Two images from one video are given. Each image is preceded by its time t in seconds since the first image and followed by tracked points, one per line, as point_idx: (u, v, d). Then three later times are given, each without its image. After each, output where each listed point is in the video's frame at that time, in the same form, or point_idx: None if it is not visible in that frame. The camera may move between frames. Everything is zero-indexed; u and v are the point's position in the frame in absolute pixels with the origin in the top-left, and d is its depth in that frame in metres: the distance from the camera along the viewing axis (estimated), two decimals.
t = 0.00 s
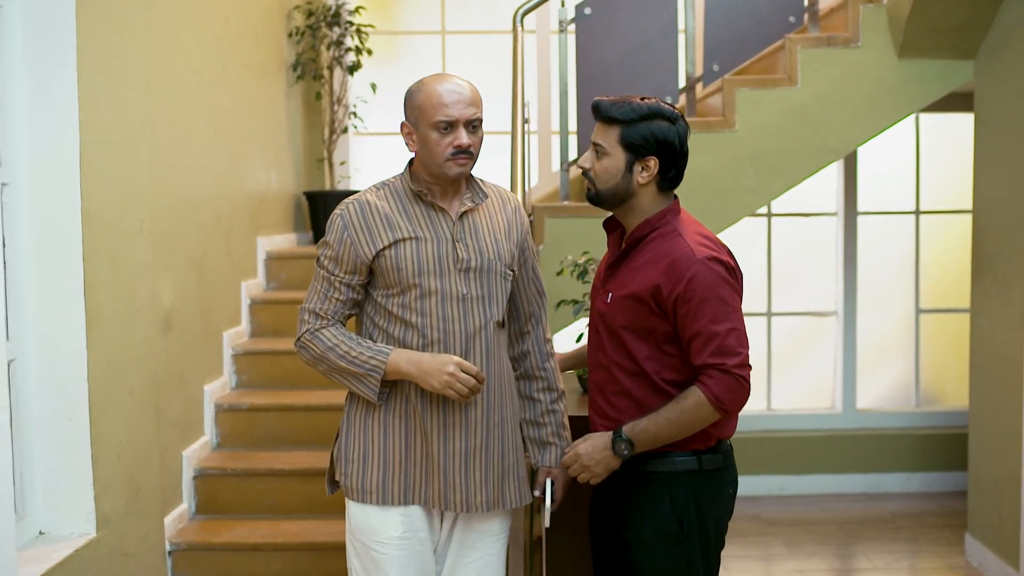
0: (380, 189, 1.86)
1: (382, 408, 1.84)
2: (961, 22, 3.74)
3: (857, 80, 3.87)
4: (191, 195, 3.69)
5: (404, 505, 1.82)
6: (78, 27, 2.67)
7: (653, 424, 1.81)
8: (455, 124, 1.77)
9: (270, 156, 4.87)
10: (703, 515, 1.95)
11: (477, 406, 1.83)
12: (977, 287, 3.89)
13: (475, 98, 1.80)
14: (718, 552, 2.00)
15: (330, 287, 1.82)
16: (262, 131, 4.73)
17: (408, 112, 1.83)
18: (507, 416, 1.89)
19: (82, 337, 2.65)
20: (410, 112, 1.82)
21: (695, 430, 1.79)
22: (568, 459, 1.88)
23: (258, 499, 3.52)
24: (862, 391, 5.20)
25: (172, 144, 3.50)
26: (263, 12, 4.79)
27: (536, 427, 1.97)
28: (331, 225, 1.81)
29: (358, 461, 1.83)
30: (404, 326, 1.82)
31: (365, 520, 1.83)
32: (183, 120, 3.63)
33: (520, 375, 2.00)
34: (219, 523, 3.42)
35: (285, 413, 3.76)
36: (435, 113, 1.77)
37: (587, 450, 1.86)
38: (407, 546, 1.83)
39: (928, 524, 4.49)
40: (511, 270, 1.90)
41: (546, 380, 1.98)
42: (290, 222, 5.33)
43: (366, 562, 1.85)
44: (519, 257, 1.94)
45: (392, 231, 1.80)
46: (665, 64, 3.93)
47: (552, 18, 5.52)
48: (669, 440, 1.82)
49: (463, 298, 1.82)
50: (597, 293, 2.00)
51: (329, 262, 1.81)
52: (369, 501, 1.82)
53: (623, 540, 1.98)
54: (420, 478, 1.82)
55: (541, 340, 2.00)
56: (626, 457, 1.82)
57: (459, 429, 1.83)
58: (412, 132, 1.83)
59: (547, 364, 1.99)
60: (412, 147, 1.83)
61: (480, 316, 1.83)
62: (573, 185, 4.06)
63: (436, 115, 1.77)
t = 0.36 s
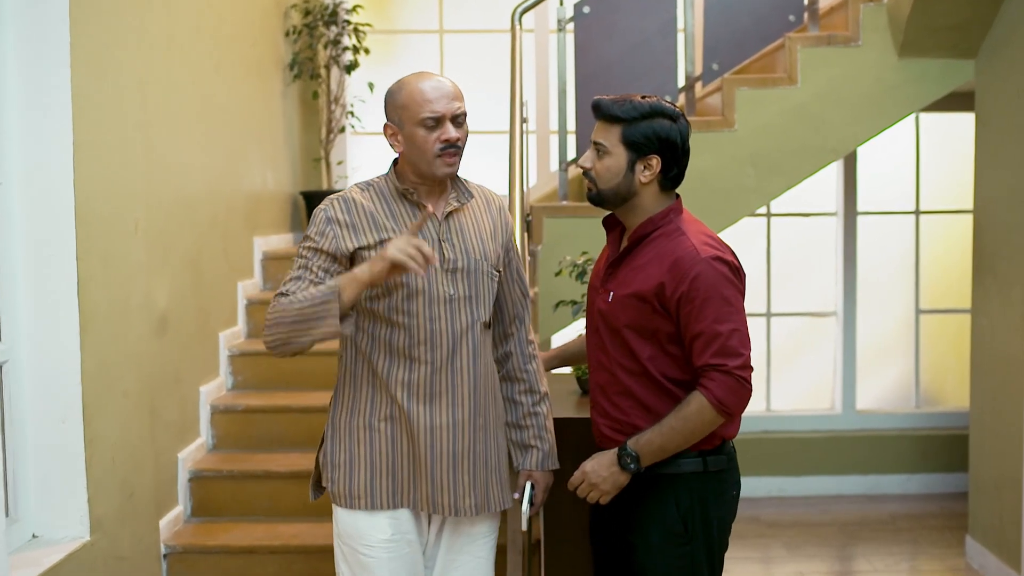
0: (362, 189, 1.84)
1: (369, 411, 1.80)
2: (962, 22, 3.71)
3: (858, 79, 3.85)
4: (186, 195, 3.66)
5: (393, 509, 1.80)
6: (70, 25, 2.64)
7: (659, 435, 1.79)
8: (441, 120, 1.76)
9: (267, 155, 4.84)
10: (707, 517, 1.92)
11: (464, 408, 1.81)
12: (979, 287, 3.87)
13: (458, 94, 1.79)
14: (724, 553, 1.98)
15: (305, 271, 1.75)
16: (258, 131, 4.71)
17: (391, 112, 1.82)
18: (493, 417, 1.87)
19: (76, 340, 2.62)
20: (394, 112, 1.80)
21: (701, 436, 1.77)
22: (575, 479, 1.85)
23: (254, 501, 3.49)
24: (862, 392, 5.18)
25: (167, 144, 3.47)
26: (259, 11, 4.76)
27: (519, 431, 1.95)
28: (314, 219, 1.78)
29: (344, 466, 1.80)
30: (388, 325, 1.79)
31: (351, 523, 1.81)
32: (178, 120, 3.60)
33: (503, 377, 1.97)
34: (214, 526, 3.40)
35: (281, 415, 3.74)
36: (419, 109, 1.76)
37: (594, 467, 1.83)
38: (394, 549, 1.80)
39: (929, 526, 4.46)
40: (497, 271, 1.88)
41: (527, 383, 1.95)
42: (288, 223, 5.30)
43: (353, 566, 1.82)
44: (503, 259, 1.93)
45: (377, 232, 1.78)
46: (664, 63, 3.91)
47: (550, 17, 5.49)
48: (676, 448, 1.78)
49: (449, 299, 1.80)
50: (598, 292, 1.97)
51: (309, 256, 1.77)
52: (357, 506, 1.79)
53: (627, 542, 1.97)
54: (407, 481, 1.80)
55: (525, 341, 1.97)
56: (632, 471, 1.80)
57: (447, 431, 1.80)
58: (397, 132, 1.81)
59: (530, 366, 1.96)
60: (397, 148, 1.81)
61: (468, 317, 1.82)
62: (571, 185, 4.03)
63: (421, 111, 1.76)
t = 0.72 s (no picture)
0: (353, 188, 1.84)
1: (359, 414, 1.77)
2: (963, 21, 3.69)
3: (858, 79, 3.82)
4: (182, 194, 3.63)
5: (385, 512, 1.77)
6: (64, 23, 2.62)
7: (663, 443, 1.76)
8: (436, 120, 1.74)
9: (263, 154, 4.81)
10: (706, 521, 1.90)
11: (458, 409, 1.79)
12: (979, 288, 3.84)
13: (452, 93, 1.78)
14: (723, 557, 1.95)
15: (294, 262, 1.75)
16: (255, 130, 4.68)
17: (383, 111, 1.79)
18: (486, 421, 1.84)
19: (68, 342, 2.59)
20: (387, 111, 1.78)
21: (704, 441, 1.74)
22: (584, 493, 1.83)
23: (250, 503, 3.46)
24: (861, 393, 5.16)
25: (162, 143, 3.44)
26: (256, 10, 4.73)
27: (516, 436, 1.93)
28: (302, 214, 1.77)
29: (335, 470, 1.77)
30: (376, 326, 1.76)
31: (344, 524, 1.78)
32: (173, 119, 3.57)
33: (498, 381, 1.95)
34: (210, 528, 3.37)
35: (278, 417, 3.71)
36: (411, 109, 1.74)
37: (602, 480, 1.80)
38: (387, 552, 1.78)
39: (929, 527, 4.44)
40: (491, 272, 1.86)
41: (522, 387, 1.92)
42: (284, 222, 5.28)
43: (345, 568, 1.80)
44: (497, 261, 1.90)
45: (369, 231, 1.77)
46: (663, 62, 3.88)
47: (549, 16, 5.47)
48: (682, 457, 1.76)
49: (441, 299, 1.78)
50: (597, 293, 1.95)
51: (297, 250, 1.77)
52: (349, 511, 1.76)
53: (627, 546, 1.95)
54: (399, 485, 1.77)
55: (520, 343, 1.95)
56: (639, 482, 1.77)
57: (439, 434, 1.78)
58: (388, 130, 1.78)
59: (524, 370, 1.93)
60: (389, 147, 1.78)
61: (459, 317, 1.79)
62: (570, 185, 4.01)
63: (413, 111, 1.74)
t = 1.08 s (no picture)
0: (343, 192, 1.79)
1: (356, 422, 1.74)
2: (964, 21, 3.67)
3: (859, 78, 3.80)
4: (178, 194, 3.61)
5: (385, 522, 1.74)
6: (58, 22, 2.59)
7: (663, 450, 1.74)
8: (452, 118, 1.75)
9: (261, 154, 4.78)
10: (705, 526, 1.87)
11: (457, 413, 1.77)
12: (981, 288, 3.82)
13: (458, 94, 1.79)
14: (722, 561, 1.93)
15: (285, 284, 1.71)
16: (253, 130, 4.66)
17: (392, 105, 1.77)
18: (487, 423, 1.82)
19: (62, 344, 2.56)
20: (398, 106, 1.76)
21: (704, 448, 1.72)
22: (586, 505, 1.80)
23: (246, 506, 3.43)
24: (861, 394, 5.14)
25: (157, 143, 3.41)
26: (253, 9, 4.71)
27: (504, 439, 1.90)
28: (295, 226, 1.73)
29: (333, 481, 1.73)
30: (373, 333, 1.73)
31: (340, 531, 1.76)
32: (169, 118, 3.55)
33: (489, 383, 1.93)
34: (206, 531, 3.35)
35: (274, 419, 3.68)
36: (429, 107, 1.74)
37: (603, 492, 1.78)
38: (384, 557, 1.76)
39: (930, 529, 4.42)
40: (484, 272, 1.84)
41: (509, 388, 1.90)
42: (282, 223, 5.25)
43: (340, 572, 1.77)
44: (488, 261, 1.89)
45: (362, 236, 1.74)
46: (663, 62, 3.85)
47: (548, 16, 5.45)
48: (681, 466, 1.73)
49: (438, 301, 1.76)
50: (597, 295, 1.92)
51: (291, 263, 1.72)
52: (348, 522, 1.73)
53: (625, 550, 1.92)
54: (401, 493, 1.74)
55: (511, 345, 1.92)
56: (640, 492, 1.74)
57: (441, 438, 1.76)
58: (399, 124, 1.76)
59: (511, 370, 1.91)
60: (398, 143, 1.76)
61: (456, 320, 1.77)
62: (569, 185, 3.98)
63: (432, 108, 1.74)
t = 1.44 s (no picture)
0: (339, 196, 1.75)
1: (352, 426, 1.72)
2: (967, 21, 3.64)
3: (861, 78, 3.77)
4: (176, 194, 3.59)
5: (381, 528, 1.72)
6: (55, 20, 2.56)
7: (667, 455, 1.71)
8: (432, 122, 1.70)
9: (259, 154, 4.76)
10: (708, 531, 1.85)
11: (454, 417, 1.74)
12: (984, 290, 3.80)
13: (448, 96, 1.73)
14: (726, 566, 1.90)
15: (288, 298, 1.70)
16: (252, 131, 4.64)
17: (377, 109, 1.73)
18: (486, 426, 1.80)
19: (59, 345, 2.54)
20: (380, 110, 1.72)
21: (708, 451, 1.69)
22: (592, 511, 1.79)
23: (244, 509, 3.41)
24: (863, 395, 5.12)
25: (155, 143, 3.39)
26: (252, 8, 4.69)
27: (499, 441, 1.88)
28: (290, 232, 1.71)
29: (329, 486, 1.71)
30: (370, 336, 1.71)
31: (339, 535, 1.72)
32: (167, 118, 3.52)
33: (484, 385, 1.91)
34: (204, 534, 3.33)
35: (273, 421, 3.66)
36: (410, 113, 1.69)
37: (607, 497, 1.76)
38: (383, 562, 1.73)
39: (933, 532, 4.40)
40: (480, 273, 1.82)
41: (504, 391, 1.88)
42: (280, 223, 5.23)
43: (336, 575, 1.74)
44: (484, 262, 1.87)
45: (358, 239, 1.71)
46: (664, 62, 3.83)
47: (548, 15, 5.42)
48: (686, 470, 1.71)
49: (435, 304, 1.74)
50: (598, 297, 1.90)
51: (290, 271, 1.70)
52: (345, 528, 1.71)
53: (627, 555, 1.90)
54: (397, 500, 1.72)
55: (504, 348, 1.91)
56: (645, 497, 1.72)
57: (438, 441, 1.73)
58: (381, 130, 1.72)
59: (504, 372, 1.89)
60: (381, 147, 1.73)
61: (453, 323, 1.75)
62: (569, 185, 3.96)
63: (411, 114, 1.69)
